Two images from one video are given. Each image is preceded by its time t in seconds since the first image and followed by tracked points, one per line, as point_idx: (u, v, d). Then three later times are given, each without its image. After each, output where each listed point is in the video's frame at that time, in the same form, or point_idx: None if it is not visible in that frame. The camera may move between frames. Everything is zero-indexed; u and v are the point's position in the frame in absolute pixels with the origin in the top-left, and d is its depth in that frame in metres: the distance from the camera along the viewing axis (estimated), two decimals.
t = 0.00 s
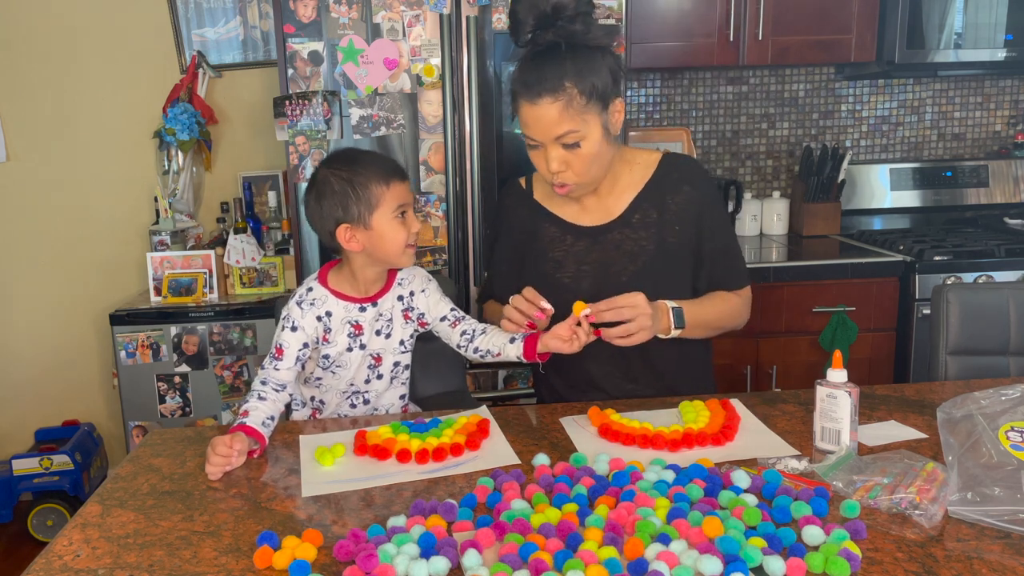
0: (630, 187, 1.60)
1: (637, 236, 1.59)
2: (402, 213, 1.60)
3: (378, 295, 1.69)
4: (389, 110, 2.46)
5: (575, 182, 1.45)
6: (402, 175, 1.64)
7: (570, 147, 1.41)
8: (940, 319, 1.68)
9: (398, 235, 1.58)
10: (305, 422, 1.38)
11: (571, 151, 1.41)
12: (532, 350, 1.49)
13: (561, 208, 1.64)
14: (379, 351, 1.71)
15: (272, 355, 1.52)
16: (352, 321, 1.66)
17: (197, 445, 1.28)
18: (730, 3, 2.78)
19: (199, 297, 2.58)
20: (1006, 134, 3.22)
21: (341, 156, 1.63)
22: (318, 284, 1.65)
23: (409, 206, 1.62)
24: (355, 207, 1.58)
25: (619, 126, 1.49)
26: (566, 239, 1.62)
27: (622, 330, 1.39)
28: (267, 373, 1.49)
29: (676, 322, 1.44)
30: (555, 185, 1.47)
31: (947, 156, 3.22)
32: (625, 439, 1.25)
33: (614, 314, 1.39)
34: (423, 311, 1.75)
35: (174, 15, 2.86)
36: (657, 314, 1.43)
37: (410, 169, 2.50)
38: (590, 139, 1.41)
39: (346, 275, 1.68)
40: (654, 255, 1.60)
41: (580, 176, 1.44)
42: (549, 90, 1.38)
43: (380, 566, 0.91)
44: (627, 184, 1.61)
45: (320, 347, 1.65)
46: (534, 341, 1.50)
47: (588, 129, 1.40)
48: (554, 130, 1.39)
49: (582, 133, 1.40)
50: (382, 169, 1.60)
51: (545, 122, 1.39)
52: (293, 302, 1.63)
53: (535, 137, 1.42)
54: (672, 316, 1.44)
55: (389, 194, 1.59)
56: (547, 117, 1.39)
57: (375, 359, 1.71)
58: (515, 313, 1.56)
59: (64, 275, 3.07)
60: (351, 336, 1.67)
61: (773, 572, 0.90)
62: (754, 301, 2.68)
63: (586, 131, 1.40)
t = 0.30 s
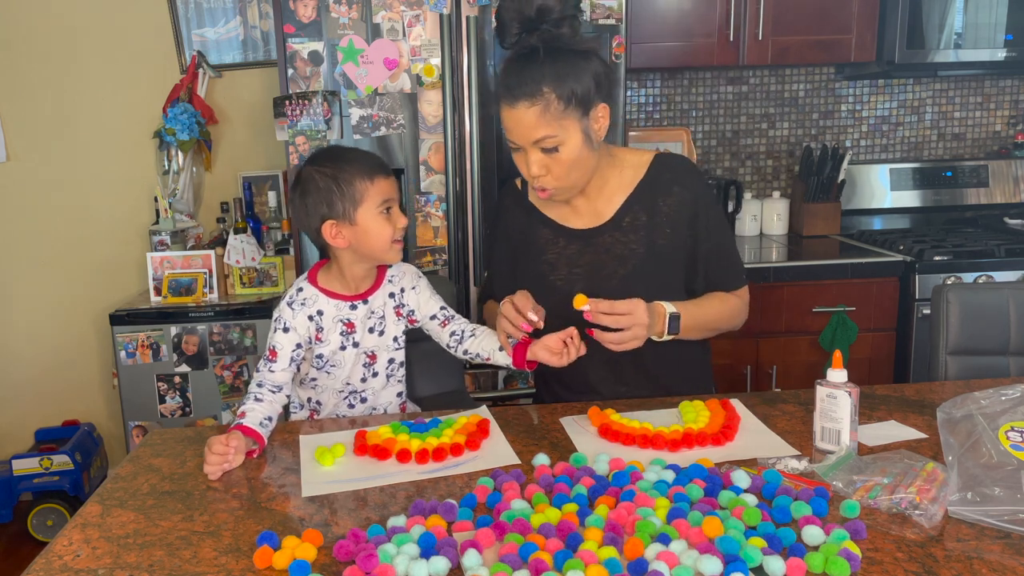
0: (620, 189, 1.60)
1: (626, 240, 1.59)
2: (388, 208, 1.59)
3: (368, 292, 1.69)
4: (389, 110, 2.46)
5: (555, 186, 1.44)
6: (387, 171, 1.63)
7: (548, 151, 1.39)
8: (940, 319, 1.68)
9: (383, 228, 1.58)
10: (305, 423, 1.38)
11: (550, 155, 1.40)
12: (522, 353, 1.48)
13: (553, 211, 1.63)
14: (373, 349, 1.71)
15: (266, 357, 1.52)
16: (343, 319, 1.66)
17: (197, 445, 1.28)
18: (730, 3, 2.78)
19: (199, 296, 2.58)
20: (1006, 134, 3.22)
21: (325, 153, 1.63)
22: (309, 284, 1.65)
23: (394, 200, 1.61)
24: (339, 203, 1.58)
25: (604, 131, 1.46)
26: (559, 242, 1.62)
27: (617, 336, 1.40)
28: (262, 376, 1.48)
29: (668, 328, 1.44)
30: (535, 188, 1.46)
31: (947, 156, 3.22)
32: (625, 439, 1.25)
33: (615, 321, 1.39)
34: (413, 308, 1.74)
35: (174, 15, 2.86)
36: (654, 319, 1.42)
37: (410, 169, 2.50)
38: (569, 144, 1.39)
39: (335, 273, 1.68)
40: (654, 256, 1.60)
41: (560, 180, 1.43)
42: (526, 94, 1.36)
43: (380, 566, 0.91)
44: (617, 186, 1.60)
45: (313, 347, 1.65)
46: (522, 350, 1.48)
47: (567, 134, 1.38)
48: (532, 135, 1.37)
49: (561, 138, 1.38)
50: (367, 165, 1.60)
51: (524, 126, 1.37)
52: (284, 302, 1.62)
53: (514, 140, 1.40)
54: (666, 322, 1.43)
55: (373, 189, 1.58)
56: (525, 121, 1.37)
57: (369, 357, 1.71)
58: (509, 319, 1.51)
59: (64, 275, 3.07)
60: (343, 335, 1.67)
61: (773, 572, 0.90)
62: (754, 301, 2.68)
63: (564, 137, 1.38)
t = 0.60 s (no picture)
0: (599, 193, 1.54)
1: (612, 243, 1.55)
2: (338, 231, 1.54)
3: (352, 290, 1.69)
4: (389, 110, 2.46)
5: (537, 197, 1.38)
6: (349, 191, 1.55)
7: (530, 162, 1.34)
8: (940, 319, 1.68)
9: (331, 250, 1.55)
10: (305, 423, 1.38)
11: (532, 166, 1.34)
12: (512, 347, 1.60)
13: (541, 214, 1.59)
14: (364, 345, 1.71)
15: (258, 363, 1.51)
16: (331, 318, 1.66)
17: (197, 446, 1.28)
18: (730, 3, 2.78)
19: (199, 296, 2.58)
20: (1006, 134, 3.22)
21: (309, 157, 1.60)
22: (292, 288, 1.65)
23: (350, 225, 1.54)
24: (293, 215, 1.57)
25: (587, 141, 1.40)
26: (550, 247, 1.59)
27: (531, 382, 1.26)
28: (257, 381, 1.47)
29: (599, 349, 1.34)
30: (519, 199, 1.40)
31: (947, 156, 3.22)
32: (625, 439, 1.25)
33: (527, 363, 1.25)
34: (400, 305, 1.76)
35: (174, 15, 2.86)
36: (570, 354, 1.29)
37: (410, 169, 2.50)
38: (551, 154, 1.34)
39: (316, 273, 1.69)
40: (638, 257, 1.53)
41: (543, 191, 1.37)
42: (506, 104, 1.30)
43: (380, 566, 0.91)
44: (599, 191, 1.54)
45: (303, 348, 1.64)
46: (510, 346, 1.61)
47: (549, 144, 1.33)
48: (513, 145, 1.31)
49: (543, 148, 1.32)
50: (326, 185, 1.54)
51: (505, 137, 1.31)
52: (270, 307, 1.62)
53: (495, 150, 1.35)
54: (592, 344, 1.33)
55: (321, 212, 1.54)
56: (506, 131, 1.31)
57: (361, 354, 1.70)
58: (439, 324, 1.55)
59: (63, 275, 3.07)
60: (333, 334, 1.66)
61: (773, 572, 0.90)
62: (754, 301, 2.68)
63: (546, 147, 1.32)
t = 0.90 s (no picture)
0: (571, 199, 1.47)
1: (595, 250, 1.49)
2: (293, 248, 1.49)
3: (328, 295, 1.67)
4: (389, 110, 2.46)
5: (518, 205, 1.35)
6: (301, 207, 1.49)
7: (505, 173, 1.30)
8: (940, 319, 1.68)
9: (291, 269, 1.50)
10: (305, 423, 1.38)
11: (509, 175, 1.31)
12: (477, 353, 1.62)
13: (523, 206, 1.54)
14: (346, 350, 1.68)
15: (241, 373, 1.50)
16: (308, 324, 1.64)
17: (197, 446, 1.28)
18: (730, 3, 2.78)
19: (199, 297, 2.57)
20: (1006, 134, 3.22)
21: (261, 171, 1.54)
22: (268, 295, 1.63)
23: (306, 242, 1.49)
24: (249, 233, 1.52)
25: (564, 146, 1.35)
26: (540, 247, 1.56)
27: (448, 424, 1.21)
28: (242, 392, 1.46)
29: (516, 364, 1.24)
30: (502, 208, 1.37)
31: (947, 156, 3.22)
32: (625, 439, 1.25)
33: (438, 410, 1.21)
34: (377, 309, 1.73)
35: (174, 15, 2.87)
36: (475, 386, 1.21)
37: (410, 169, 2.50)
38: (526, 163, 1.30)
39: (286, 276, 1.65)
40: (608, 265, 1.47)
41: (524, 199, 1.34)
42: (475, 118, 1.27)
43: (380, 566, 0.91)
44: (571, 196, 1.47)
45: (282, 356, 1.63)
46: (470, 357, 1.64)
47: (521, 153, 1.29)
48: (485, 157, 1.29)
49: (516, 157, 1.29)
50: (276, 204, 1.48)
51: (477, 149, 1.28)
52: (246, 317, 1.60)
53: (470, 163, 1.32)
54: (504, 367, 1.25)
55: (275, 230, 1.48)
56: (476, 144, 1.28)
57: (344, 358, 1.68)
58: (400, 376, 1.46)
59: (63, 275, 3.07)
60: (311, 340, 1.64)
61: (773, 572, 0.90)
62: (753, 300, 2.68)
63: (520, 156, 1.29)
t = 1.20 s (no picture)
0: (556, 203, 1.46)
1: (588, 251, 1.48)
2: (260, 266, 1.44)
3: (313, 298, 1.63)
4: (389, 110, 2.46)
5: (506, 212, 1.36)
6: (258, 224, 1.42)
7: (490, 183, 1.31)
8: (940, 319, 1.68)
9: (262, 284, 1.47)
10: (305, 423, 1.38)
11: (493, 185, 1.31)
12: (446, 364, 1.62)
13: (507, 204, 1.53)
14: (335, 352, 1.65)
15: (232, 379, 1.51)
16: (292, 329, 1.61)
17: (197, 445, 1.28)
18: (730, 3, 2.78)
19: (199, 297, 2.57)
20: (1006, 134, 3.22)
21: (218, 185, 1.47)
22: (251, 299, 1.60)
23: (271, 260, 1.44)
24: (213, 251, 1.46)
25: (548, 152, 1.35)
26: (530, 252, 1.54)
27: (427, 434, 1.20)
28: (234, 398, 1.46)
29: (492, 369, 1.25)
30: (491, 216, 1.38)
31: (947, 156, 3.22)
32: (626, 439, 1.25)
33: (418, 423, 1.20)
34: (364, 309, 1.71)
35: (174, 15, 2.87)
36: (453, 394, 1.21)
37: (410, 169, 2.50)
38: (509, 173, 1.30)
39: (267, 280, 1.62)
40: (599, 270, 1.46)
41: (510, 207, 1.35)
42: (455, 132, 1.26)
43: (380, 566, 0.91)
44: (556, 201, 1.46)
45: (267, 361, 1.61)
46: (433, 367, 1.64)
47: (503, 162, 1.29)
48: (467, 169, 1.29)
49: (498, 167, 1.29)
50: (232, 224, 1.41)
51: (458, 162, 1.29)
52: (229, 322, 1.58)
53: (454, 175, 1.32)
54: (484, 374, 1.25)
55: (237, 251, 1.43)
56: (458, 157, 1.28)
57: (333, 360, 1.65)
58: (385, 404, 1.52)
59: (63, 276, 3.07)
60: (296, 345, 1.62)
61: (773, 572, 0.90)
62: (753, 300, 2.68)
63: (503, 166, 1.29)
